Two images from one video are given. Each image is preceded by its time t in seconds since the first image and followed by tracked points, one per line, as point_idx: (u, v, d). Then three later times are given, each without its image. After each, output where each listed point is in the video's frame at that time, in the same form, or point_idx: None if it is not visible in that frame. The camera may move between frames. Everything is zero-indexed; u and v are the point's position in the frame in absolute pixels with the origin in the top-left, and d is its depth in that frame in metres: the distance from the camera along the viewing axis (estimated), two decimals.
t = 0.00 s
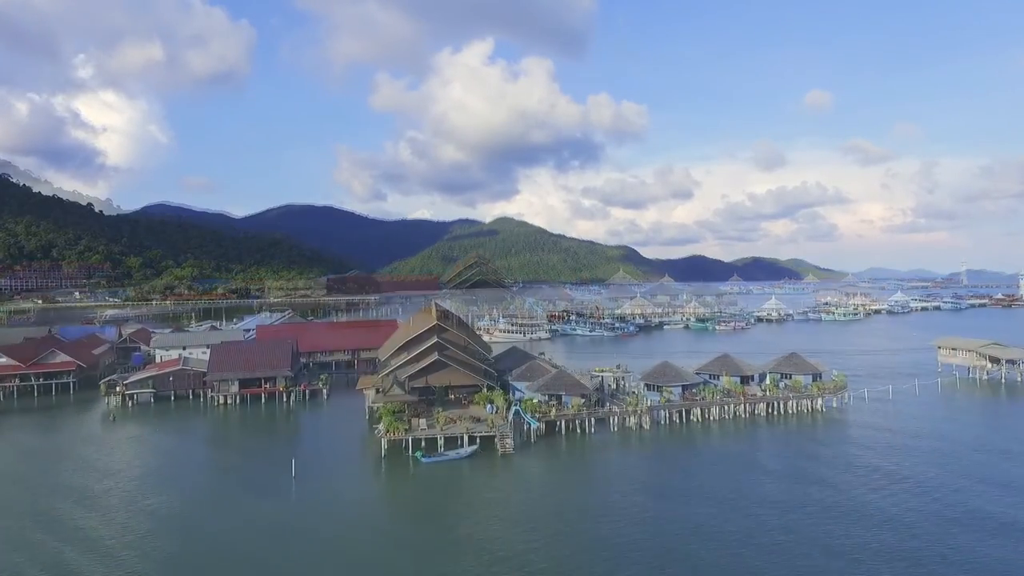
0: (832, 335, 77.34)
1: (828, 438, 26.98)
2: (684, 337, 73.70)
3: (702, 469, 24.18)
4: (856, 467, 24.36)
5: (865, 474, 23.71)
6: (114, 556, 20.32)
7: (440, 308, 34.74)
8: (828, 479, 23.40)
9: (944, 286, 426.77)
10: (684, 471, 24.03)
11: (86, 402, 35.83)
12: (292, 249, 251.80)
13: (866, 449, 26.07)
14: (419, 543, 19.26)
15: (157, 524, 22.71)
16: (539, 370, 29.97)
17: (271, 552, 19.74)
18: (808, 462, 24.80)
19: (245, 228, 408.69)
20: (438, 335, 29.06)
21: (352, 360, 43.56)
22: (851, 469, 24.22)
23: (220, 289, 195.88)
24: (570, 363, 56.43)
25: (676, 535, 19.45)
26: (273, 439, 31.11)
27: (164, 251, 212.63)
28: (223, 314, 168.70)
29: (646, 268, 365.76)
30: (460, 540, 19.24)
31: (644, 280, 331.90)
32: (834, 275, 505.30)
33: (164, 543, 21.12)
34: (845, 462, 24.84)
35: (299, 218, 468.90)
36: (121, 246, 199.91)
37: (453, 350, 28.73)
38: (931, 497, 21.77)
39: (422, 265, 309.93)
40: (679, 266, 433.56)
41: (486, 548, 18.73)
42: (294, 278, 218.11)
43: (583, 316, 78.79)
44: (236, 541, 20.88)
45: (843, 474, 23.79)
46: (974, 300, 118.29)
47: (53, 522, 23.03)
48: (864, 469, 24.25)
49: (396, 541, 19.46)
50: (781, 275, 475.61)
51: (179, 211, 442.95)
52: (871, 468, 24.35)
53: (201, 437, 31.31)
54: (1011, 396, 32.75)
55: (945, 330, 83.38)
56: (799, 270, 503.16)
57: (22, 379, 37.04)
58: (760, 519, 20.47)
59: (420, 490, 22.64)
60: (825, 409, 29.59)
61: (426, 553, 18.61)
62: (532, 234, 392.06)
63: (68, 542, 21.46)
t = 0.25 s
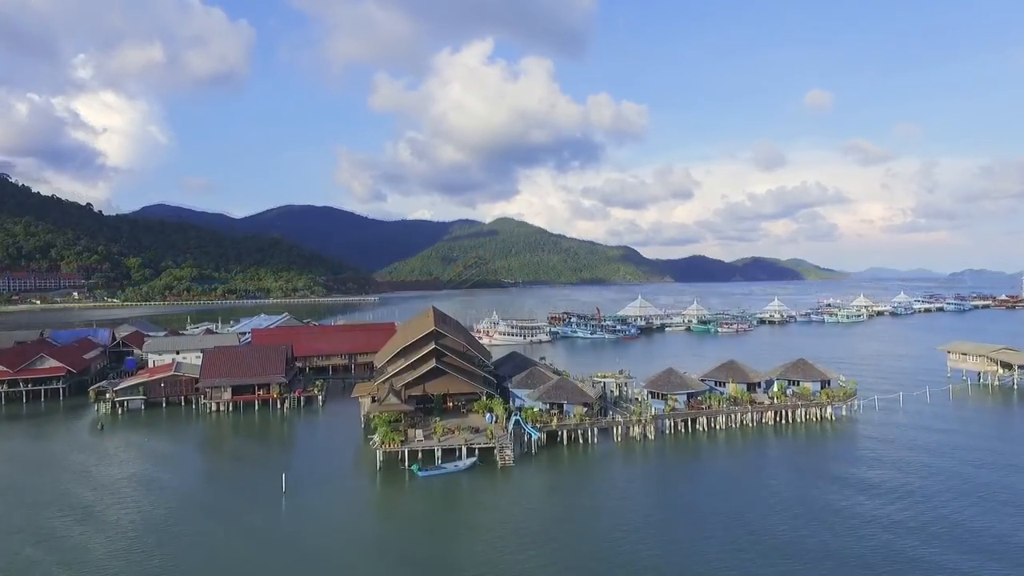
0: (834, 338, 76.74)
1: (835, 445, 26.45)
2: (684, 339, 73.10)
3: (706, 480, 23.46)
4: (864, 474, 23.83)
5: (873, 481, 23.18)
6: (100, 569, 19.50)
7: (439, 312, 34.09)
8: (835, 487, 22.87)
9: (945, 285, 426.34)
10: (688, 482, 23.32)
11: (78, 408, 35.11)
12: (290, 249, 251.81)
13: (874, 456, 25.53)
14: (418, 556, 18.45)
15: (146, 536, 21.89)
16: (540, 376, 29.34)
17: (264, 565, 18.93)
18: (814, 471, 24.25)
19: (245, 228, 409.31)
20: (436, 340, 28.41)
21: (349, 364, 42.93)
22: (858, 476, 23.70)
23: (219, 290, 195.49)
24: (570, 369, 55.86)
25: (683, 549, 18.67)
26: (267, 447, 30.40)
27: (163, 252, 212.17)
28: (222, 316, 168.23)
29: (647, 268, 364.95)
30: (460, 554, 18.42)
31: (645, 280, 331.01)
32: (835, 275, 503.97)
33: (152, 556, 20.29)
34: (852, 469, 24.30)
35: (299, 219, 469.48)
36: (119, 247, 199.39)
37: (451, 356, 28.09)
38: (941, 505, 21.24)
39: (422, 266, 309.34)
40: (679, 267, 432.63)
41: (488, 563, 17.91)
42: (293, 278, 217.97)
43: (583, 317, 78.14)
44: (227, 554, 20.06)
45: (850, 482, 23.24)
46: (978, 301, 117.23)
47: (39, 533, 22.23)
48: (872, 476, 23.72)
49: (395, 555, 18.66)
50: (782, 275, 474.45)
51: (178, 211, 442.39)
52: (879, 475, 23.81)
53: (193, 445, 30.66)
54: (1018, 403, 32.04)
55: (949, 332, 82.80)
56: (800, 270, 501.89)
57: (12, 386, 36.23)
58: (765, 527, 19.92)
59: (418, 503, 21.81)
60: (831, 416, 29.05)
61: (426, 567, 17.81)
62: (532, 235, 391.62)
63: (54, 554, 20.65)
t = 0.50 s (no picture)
0: (838, 342, 75.80)
1: (847, 457, 25.46)
2: (686, 342, 72.04)
3: (714, 496, 22.39)
4: (877, 487, 22.91)
5: (888, 494, 22.22)
6: None
7: (438, 316, 33.27)
8: (848, 500, 21.92)
9: (945, 285, 425.90)
10: (695, 498, 22.25)
11: (65, 417, 33.99)
12: (292, 249, 251.11)
13: (887, 468, 24.58)
14: None
15: (129, 553, 20.74)
16: (541, 385, 28.41)
17: None
18: (827, 484, 23.28)
19: (245, 228, 409.26)
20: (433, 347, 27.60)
21: (346, 369, 41.97)
22: (872, 489, 22.74)
23: (218, 290, 194.81)
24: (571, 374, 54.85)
25: (693, 567, 17.65)
26: (258, 458, 29.31)
27: (162, 252, 211.45)
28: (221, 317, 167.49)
29: (646, 269, 364.00)
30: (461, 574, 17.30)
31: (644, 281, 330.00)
32: (835, 275, 503.13)
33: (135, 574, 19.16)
34: (866, 482, 23.30)
35: (299, 219, 469.48)
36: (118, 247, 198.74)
37: (449, 363, 27.29)
38: (960, 521, 20.29)
39: (422, 266, 308.50)
40: (679, 266, 431.74)
41: None
42: (294, 278, 217.16)
43: (585, 319, 77.11)
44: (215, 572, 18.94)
45: (865, 496, 22.27)
46: (982, 302, 116.12)
47: (17, 550, 21.08)
48: (886, 489, 22.79)
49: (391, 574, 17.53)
50: (782, 276, 473.39)
51: (178, 211, 441.99)
52: (894, 488, 22.82)
53: (182, 455, 29.61)
54: None
55: (953, 335, 81.90)
56: (800, 270, 501.02)
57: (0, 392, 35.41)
58: (777, 544, 18.96)
59: (416, 519, 20.72)
60: (844, 426, 28.05)
61: None
62: (532, 235, 390.87)
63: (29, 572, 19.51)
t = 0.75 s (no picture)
0: (842, 345, 74.87)
1: (859, 467, 24.65)
2: (688, 345, 71.27)
3: (724, 509, 21.52)
4: (889, 496, 22.22)
5: (901, 504, 21.52)
6: None
7: (436, 321, 32.46)
8: (860, 510, 21.21)
9: (946, 285, 425.09)
10: (705, 511, 21.35)
11: (54, 425, 33.18)
12: (291, 249, 250.46)
13: (899, 477, 23.80)
14: None
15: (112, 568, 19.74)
16: (542, 393, 27.58)
17: None
18: (839, 495, 22.46)
19: (245, 228, 408.79)
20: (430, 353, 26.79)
21: (344, 373, 41.25)
22: (884, 499, 22.00)
23: (218, 291, 194.19)
24: (572, 378, 53.97)
25: None
26: (251, 469, 28.25)
27: (162, 252, 210.90)
28: (221, 317, 166.89)
29: (647, 269, 363.19)
30: None
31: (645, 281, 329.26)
32: (836, 276, 502.22)
33: None
34: (879, 493, 22.48)
35: (299, 219, 469.06)
36: (118, 248, 198.17)
37: (447, 371, 26.48)
38: (977, 532, 19.60)
39: (422, 267, 307.71)
40: (680, 266, 430.88)
41: None
42: (293, 279, 216.51)
43: (586, 321, 76.25)
44: None
45: (877, 505, 21.57)
46: (986, 304, 115.35)
47: None
48: (899, 497, 22.11)
49: None
50: (783, 276, 472.47)
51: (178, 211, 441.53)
52: (907, 497, 22.16)
53: (173, 465, 28.70)
54: None
55: (958, 337, 81.03)
56: (800, 270, 500.15)
57: None
58: (789, 560, 18.09)
59: (413, 533, 19.78)
60: (855, 436, 27.21)
61: None
62: (532, 235, 390.10)
63: None
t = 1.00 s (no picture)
0: (845, 348, 74.07)
1: (871, 477, 23.87)
2: (690, 347, 70.42)
3: (733, 523, 20.64)
4: (900, 507, 21.41)
5: (913, 516, 20.69)
6: None
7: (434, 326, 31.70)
8: (871, 522, 20.41)
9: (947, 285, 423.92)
10: (713, 526, 20.46)
11: (42, 432, 32.36)
12: (291, 249, 249.82)
13: (911, 487, 22.96)
14: None
15: None
16: (543, 401, 26.77)
17: None
18: (851, 505, 21.77)
19: (245, 228, 408.29)
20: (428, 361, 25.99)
21: (340, 378, 40.60)
22: (895, 511, 21.16)
23: (217, 291, 193.40)
24: (573, 382, 53.11)
25: None
26: (244, 479, 27.37)
27: (161, 252, 210.16)
28: (220, 317, 166.21)
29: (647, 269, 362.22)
30: None
31: (645, 281, 328.26)
32: (836, 276, 501.02)
33: None
34: (893, 504, 21.71)
35: (299, 219, 468.49)
36: (117, 247, 197.33)
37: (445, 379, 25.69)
38: (993, 546, 18.78)
39: (422, 267, 306.85)
40: (680, 266, 429.84)
41: None
42: (292, 279, 215.79)
43: (587, 324, 75.41)
44: None
45: (889, 517, 20.75)
46: (990, 305, 114.25)
47: None
48: (910, 509, 21.32)
49: None
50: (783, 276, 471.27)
51: (178, 211, 440.73)
52: (919, 508, 21.31)
53: (163, 474, 27.82)
54: None
55: (963, 340, 80.11)
56: (801, 270, 498.97)
57: None
58: None
59: (407, 550, 18.87)
60: (867, 446, 26.34)
61: None
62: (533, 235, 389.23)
63: None
